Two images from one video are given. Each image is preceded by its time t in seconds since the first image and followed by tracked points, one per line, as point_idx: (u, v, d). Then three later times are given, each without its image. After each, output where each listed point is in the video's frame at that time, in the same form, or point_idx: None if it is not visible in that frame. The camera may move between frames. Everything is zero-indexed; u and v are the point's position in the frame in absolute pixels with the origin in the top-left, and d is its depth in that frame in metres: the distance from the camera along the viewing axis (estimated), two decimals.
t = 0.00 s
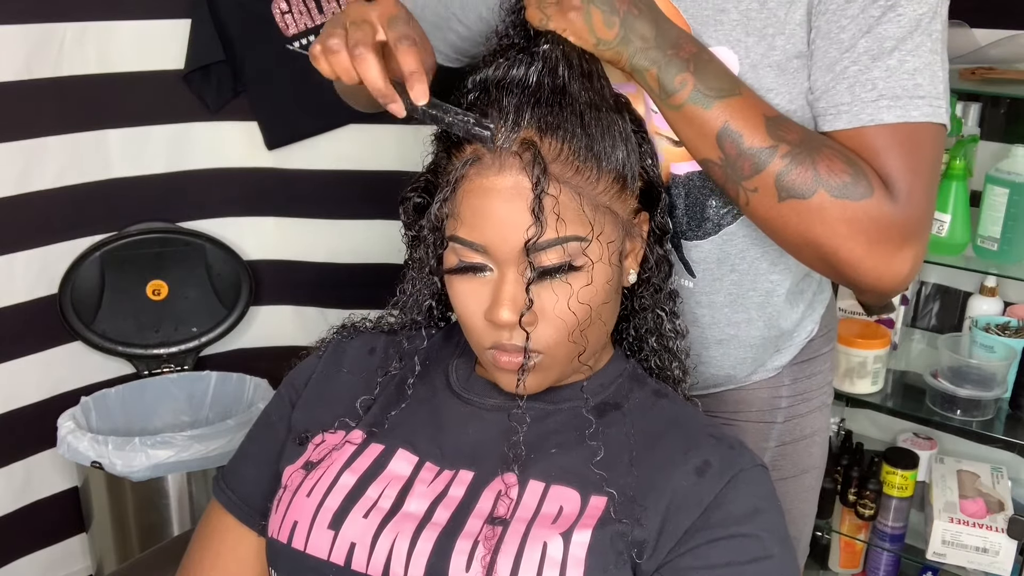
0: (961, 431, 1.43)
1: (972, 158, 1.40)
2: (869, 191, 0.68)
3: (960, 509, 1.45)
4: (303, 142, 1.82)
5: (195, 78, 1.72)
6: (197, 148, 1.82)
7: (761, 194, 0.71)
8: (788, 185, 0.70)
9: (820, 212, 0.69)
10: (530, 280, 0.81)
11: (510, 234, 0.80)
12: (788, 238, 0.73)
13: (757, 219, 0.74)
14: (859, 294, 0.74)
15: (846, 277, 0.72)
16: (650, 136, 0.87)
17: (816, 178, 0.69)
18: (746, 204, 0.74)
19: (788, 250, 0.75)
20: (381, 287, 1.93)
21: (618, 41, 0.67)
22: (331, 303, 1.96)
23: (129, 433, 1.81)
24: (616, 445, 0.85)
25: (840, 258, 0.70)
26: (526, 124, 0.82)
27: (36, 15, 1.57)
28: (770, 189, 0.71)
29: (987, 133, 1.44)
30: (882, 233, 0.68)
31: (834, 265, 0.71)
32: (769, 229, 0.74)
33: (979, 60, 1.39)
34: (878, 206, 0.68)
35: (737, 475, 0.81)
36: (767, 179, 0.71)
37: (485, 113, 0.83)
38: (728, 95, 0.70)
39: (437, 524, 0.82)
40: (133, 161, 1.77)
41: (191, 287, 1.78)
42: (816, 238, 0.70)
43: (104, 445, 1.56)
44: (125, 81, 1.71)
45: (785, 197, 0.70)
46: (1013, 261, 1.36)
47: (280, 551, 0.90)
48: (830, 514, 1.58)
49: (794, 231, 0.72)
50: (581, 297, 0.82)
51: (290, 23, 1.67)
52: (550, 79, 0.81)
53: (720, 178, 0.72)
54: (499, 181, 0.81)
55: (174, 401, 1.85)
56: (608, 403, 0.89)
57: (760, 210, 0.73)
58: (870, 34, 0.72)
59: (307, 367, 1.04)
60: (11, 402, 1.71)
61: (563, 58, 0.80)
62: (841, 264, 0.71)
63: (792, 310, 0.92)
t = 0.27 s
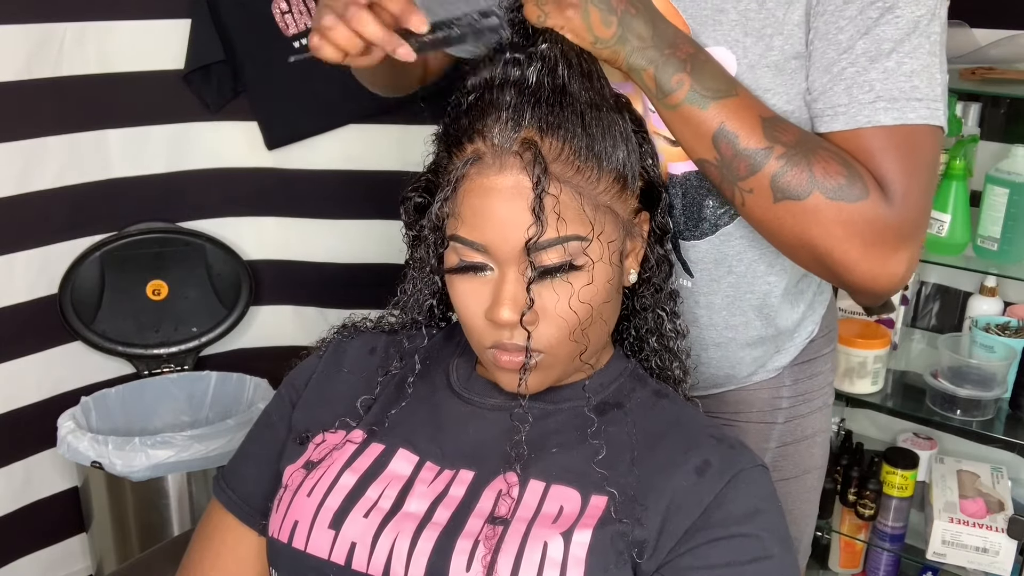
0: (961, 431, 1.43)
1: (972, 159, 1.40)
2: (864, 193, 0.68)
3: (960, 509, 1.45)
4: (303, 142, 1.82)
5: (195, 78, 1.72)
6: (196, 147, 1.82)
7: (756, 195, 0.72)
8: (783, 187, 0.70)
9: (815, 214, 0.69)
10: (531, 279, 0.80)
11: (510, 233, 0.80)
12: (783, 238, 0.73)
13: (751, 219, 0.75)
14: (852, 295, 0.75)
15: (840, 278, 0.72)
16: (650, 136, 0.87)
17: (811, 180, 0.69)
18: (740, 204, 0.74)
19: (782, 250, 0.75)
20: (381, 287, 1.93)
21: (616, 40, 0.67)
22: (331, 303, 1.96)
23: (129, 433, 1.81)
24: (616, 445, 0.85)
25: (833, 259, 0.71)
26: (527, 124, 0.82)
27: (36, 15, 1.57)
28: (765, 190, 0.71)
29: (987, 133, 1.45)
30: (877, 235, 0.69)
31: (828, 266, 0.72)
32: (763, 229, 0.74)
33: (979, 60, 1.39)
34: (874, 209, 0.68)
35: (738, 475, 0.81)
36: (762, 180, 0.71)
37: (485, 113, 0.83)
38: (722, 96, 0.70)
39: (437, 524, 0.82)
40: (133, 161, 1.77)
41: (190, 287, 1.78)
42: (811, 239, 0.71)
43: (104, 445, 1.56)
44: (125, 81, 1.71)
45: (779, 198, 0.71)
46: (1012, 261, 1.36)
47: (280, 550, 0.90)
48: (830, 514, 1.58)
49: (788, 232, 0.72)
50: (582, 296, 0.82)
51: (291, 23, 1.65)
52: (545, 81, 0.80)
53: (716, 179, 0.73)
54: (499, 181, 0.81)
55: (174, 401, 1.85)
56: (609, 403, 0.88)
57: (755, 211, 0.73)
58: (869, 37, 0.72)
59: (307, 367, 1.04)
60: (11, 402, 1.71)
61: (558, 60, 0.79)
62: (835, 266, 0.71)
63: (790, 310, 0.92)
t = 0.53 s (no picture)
0: (962, 431, 1.43)
1: (972, 159, 1.40)
2: (860, 186, 0.69)
3: (960, 509, 1.45)
4: (304, 142, 1.82)
5: (195, 78, 1.72)
6: (196, 147, 1.82)
7: (753, 189, 0.72)
8: (781, 180, 0.70)
9: (812, 207, 0.69)
10: (531, 278, 0.81)
11: (510, 232, 0.80)
12: (779, 232, 0.73)
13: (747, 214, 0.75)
14: (846, 287, 0.75)
15: (835, 270, 0.73)
16: (650, 136, 0.87)
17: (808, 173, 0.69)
18: (736, 198, 0.74)
19: (777, 244, 0.75)
20: (381, 287, 1.93)
21: (614, 33, 0.68)
22: (331, 303, 1.96)
23: (129, 433, 1.81)
24: (616, 443, 0.85)
25: (830, 252, 0.71)
26: (527, 122, 0.82)
27: (36, 15, 1.57)
28: (762, 184, 0.71)
29: (987, 133, 1.45)
30: (872, 228, 0.69)
31: (824, 259, 0.72)
32: (759, 224, 0.74)
33: (978, 60, 1.39)
34: (870, 201, 0.68)
35: (738, 474, 0.81)
36: (759, 175, 0.71)
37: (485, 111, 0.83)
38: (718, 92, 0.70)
39: (437, 521, 0.82)
40: (134, 161, 1.77)
41: (191, 286, 1.78)
42: (808, 232, 0.71)
43: (104, 445, 1.56)
44: (125, 81, 1.71)
45: (777, 192, 0.71)
46: (1012, 261, 1.36)
47: (280, 549, 0.90)
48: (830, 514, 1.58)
49: (785, 226, 0.72)
50: (582, 295, 0.83)
51: (291, 23, 1.65)
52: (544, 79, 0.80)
53: (712, 173, 0.73)
54: (499, 180, 0.81)
55: (175, 400, 1.85)
56: (609, 402, 0.88)
57: (751, 206, 0.73)
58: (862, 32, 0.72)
59: (307, 367, 1.04)
60: (12, 402, 1.71)
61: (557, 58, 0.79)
62: (831, 258, 0.71)
63: (784, 307, 0.92)
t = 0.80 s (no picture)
0: (961, 431, 1.44)
1: (972, 159, 1.40)
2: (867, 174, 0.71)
3: (960, 509, 1.45)
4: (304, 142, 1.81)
5: (195, 78, 1.72)
6: (197, 147, 1.82)
7: (766, 179, 0.73)
8: (795, 170, 0.71)
9: (822, 196, 0.71)
10: (536, 276, 0.81)
11: (517, 229, 0.80)
12: (787, 218, 0.75)
13: (755, 200, 0.77)
14: (847, 267, 0.78)
15: (838, 252, 0.76)
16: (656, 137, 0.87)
17: (822, 163, 0.70)
18: (748, 186, 0.75)
19: (783, 228, 0.77)
20: (381, 287, 1.93)
21: (635, 26, 0.68)
22: (331, 303, 1.96)
23: (129, 433, 1.81)
24: (617, 442, 0.85)
25: (833, 236, 0.74)
26: (537, 120, 0.81)
27: (36, 15, 1.57)
28: (776, 175, 0.72)
29: (986, 133, 1.45)
30: (873, 211, 0.72)
31: (827, 242, 0.75)
32: (767, 209, 0.76)
33: (978, 60, 1.39)
34: (872, 186, 0.71)
35: (738, 474, 0.81)
36: (773, 165, 0.72)
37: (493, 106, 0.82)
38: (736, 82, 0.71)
39: (437, 520, 0.82)
40: (133, 161, 1.77)
41: (191, 286, 1.78)
42: (814, 219, 0.73)
43: (104, 444, 1.56)
44: (125, 81, 1.71)
45: (790, 181, 0.72)
46: (1013, 261, 1.36)
47: (280, 547, 0.90)
48: (830, 514, 1.58)
49: (792, 214, 0.74)
50: (586, 294, 0.83)
51: (291, 23, 1.66)
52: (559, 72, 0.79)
53: (726, 163, 0.74)
54: (507, 176, 0.81)
55: (175, 400, 1.85)
56: (609, 401, 0.88)
57: (762, 194, 0.75)
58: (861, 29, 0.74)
59: (307, 365, 1.04)
60: (12, 402, 1.71)
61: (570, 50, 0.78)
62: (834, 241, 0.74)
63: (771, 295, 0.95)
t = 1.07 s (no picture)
0: (961, 431, 1.44)
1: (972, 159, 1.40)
2: (863, 174, 0.71)
3: (960, 509, 1.45)
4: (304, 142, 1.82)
5: (195, 78, 1.72)
6: (197, 147, 1.82)
7: (764, 181, 0.72)
8: (795, 172, 0.71)
9: (822, 197, 0.71)
10: (534, 282, 0.81)
11: (514, 237, 0.80)
12: (781, 221, 0.75)
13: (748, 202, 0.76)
14: (836, 268, 0.79)
15: (830, 254, 0.76)
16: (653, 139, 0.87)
17: (817, 165, 0.70)
18: (744, 188, 0.74)
19: (775, 231, 0.77)
20: (381, 287, 1.93)
21: (625, 36, 0.67)
22: (331, 303, 1.96)
23: (129, 433, 1.81)
24: (617, 443, 0.85)
25: (827, 238, 0.74)
26: (532, 126, 0.81)
27: (36, 15, 1.57)
28: (774, 177, 0.72)
29: (986, 133, 1.45)
30: (866, 210, 0.73)
31: (821, 244, 0.75)
32: (761, 212, 0.76)
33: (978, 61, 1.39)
34: (863, 185, 0.71)
35: (738, 474, 0.81)
36: (772, 168, 0.71)
37: (489, 113, 0.83)
38: (731, 85, 0.69)
39: (437, 520, 0.82)
40: (133, 161, 1.77)
41: (191, 286, 1.78)
42: (809, 222, 0.73)
43: (104, 444, 1.56)
44: (125, 81, 1.71)
45: (788, 183, 0.72)
46: (1013, 261, 1.36)
47: (280, 548, 0.90)
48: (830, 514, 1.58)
49: (787, 217, 0.74)
50: (585, 300, 0.83)
51: (291, 23, 1.66)
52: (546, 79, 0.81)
53: (723, 166, 0.73)
54: (503, 183, 0.81)
55: (175, 400, 1.85)
56: (610, 401, 0.88)
57: (758, 196, 0.74)
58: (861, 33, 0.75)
59: (307, 366, 1.04)
60: (12, 402, 1.71)
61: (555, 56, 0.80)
62: (829, 243, 0.74)
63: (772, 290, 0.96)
